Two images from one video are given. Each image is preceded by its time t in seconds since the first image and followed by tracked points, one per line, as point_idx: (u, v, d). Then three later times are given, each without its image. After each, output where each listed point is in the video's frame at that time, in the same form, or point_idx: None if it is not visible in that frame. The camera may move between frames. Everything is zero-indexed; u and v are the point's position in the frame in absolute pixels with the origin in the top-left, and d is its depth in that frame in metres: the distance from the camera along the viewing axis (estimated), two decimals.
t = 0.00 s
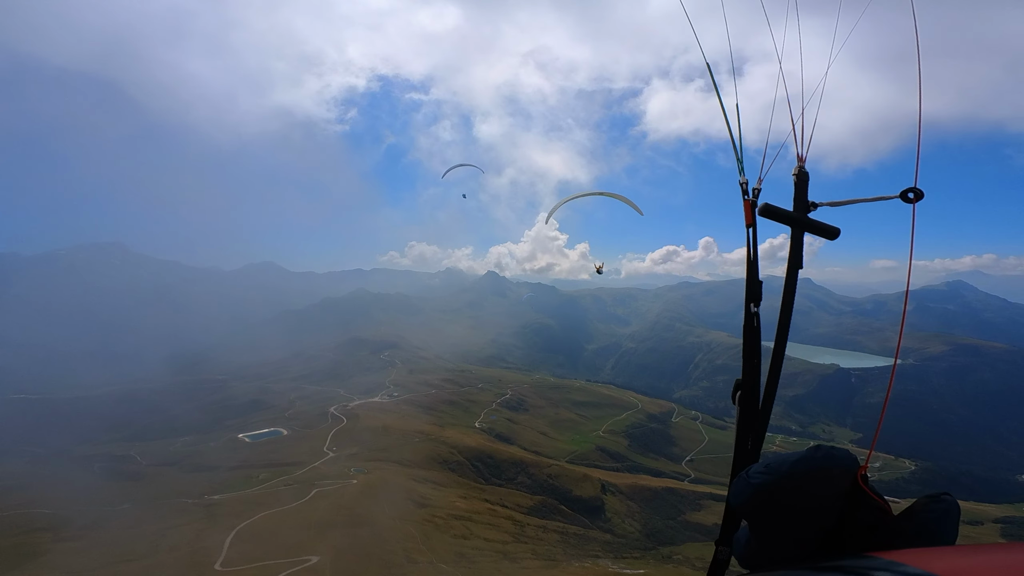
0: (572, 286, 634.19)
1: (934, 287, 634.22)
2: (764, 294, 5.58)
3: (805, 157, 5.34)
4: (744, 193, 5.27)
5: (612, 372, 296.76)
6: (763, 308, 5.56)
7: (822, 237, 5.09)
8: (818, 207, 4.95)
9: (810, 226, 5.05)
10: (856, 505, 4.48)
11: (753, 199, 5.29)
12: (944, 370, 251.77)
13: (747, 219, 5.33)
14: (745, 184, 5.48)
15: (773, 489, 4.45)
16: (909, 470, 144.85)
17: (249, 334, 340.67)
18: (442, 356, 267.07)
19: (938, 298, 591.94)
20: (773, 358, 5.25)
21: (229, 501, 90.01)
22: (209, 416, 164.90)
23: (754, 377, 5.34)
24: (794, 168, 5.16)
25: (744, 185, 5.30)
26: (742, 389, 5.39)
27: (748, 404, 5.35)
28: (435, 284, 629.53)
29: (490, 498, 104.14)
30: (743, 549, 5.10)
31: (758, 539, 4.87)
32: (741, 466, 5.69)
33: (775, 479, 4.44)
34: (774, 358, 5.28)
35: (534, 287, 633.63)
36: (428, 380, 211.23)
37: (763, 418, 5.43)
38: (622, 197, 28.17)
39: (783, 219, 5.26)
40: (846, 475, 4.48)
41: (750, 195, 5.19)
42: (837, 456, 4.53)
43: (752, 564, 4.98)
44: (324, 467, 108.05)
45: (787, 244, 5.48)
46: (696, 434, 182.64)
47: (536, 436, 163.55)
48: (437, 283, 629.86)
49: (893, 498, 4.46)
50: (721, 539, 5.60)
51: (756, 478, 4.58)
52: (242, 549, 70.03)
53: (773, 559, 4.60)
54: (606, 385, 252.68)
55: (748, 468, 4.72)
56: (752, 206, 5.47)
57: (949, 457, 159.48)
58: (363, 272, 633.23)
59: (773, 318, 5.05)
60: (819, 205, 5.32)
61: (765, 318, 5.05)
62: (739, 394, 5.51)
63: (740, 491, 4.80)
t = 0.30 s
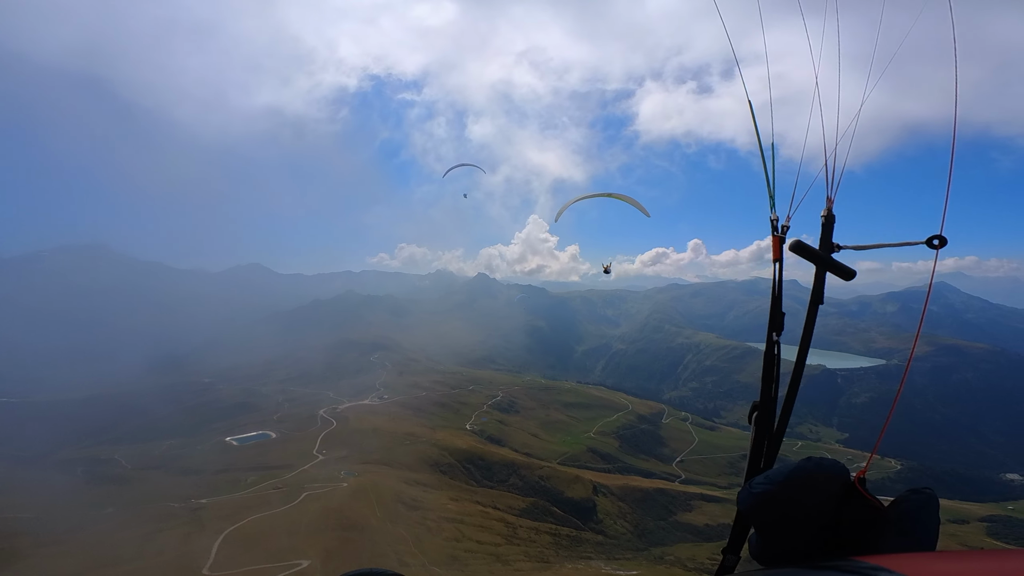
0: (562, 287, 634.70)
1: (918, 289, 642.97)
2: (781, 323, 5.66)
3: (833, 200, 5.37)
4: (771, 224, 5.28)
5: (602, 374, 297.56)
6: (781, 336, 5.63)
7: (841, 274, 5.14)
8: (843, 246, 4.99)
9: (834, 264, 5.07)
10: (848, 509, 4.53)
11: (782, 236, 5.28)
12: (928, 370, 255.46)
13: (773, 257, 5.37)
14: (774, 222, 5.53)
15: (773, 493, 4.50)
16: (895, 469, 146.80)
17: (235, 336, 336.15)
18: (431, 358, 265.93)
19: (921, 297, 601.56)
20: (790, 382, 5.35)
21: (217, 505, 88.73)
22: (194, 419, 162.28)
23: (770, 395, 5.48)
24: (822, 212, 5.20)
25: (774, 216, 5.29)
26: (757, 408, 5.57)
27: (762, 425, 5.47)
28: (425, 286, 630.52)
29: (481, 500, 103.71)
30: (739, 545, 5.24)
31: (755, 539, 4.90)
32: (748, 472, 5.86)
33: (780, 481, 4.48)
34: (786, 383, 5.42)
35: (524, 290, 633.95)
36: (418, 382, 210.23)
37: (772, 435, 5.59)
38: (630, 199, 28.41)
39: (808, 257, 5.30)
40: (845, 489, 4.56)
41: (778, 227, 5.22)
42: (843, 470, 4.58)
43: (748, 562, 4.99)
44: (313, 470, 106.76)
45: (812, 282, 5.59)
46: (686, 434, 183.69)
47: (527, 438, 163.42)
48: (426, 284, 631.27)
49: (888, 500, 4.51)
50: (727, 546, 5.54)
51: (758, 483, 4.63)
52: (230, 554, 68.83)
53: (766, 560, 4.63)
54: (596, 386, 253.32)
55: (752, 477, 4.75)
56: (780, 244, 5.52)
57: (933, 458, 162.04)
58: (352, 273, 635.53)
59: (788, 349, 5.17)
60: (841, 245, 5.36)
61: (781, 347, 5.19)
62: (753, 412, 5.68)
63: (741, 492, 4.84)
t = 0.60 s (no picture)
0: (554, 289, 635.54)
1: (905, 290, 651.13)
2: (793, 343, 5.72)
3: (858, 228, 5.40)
4: (796, 250, 5.29)
5: (594, 376, 298.25)
6: (792, 357, 5.67)
7: (862, 305, 5.21)
8: (864, 278, 5.06)
9: (854, 292, 5.14)
10: (838, 522, 4.68)
11: (805, 261, 5.25)
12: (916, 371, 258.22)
13: (796, 279, 5.42)
14: (797, 245, 5.51)
15: (785, 496, 4.55)
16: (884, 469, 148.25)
17: (225, 338, 333.37)
18: (424, 360, 265.28)
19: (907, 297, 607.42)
20: (800, 402, 5.44)
21: (207, 509, 87.72)
22: (184, 423, 160.52)
23: (771, 417, 5.50)
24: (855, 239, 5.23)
25: (796, 245, 5.31)
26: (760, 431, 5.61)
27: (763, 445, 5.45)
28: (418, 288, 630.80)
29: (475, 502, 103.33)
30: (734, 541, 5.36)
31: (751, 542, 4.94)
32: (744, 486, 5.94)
33: (781, 493, 4.58)
34: (796, 399, 5.44)
35: (516, 292, 634.37)
36: (411, 384, 209.60)
37: (777, 450, 5.63)
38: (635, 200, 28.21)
39: (827, 287, 5.41)
40: (848, 498, 4.65)
41: (804, 254, 5.22)
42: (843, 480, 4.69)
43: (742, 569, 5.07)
44: (305, 473, 105.77)
45: (828, 309, 5.62)
46: (678, 435, 184.38)
47: (520, 439, 163.30)
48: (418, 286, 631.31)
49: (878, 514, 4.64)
50: (719, 549, 5.66)
51: (764, 495, 4.71)
52: (222, 559, 67.81)
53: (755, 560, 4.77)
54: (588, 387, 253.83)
55: (760, 481, 4.80)
56: (800, 272, 5.56)
57: (921, 457, 163.83)
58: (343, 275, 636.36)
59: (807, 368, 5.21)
60: (862, 276, 5.40)
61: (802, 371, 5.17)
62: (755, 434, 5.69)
63: (742, 500, 4.91)
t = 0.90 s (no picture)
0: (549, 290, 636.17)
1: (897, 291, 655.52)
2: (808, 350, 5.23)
3: (885, 236, 4.94)
4: (816, 257, 4.88)
5: (589, 376, 298.49)
6: (801, 366, 5.18)
7: (884, 318, 4.81)
8: (885, 291, 4.71)
9: (876, 304, 4.78)
10: (839, 539, 4.37)
11: (825, 270, 4.86)
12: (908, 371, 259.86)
13: (812, 288, 4.98)
14: (816, 251, 5.00)
15: (790, 496, 4.26)
16: (877, 469, 149.02)
17: (218, 340, 331.69)
18: (418, 361, 264.73)
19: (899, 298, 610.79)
20: (804, 409, 5.05)
21: (199, 512, 86.74)
22: (176, 424, 159.10)
23: (771, 434, 5.19)
24: (880, 249, 4.85)
25: (818, 254, 4.90)
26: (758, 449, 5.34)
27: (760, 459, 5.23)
28: (412, 289, 632.05)
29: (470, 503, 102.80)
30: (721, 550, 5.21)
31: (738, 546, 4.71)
32: (739, 498, 5.59)
33: (776, 499, 4.21)
34: (803, 410, 5.10)
35: (511, 292, 634.90)
36: (405, 386, 209.01)
37: (777, 460, 5.35)
38: (636, 200, 27.79)
39: (846, 299, 5.07)
40: (845, 511, 4.33)
41: (825, 262, 4.78)
42: (849, 481, 4.35)
43: None
44: (298, 475, 104.88)
45: (847, 317, 5.22)
46: (673, 436, 184.55)
47: (516, 441, 162.96)
48: (413, 287, 632.55)
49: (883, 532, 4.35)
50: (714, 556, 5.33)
51: (763, 498, 4.33)
52: (214, 562, 67.07)
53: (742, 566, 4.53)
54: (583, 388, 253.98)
55: (758, 485, 4.46)
56: (819, 281, 5.14)
57: (913, 457, 164.85)
58: (338, 276, 634.54)
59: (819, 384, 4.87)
60: (884, 291, 5.01)
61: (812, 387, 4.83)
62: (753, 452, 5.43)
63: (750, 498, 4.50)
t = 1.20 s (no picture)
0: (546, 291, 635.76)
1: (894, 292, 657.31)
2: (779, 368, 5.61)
3: (868, 258, 5.13)
4: (800, 277, 5.14)
5: (587, 377, 298.94)
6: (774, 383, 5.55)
7: (861, 340, 5.14)
8: (862, 310, 5.02)
9: (852, 330, 5.06)
10: (812, 531, 5.01)
11: (808, 287, 5.11)
12: (904, 372, 261.24)
13: (790, 310, 5.33)
14: (796, 272, 5.25)
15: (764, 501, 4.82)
16: (873, 468, 149.68)
17: (214, 341, 330.74)
18: (416, 362, 264.41)
19: (894, 298, 612.77)
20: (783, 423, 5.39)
21: (196, 513, 86.39)
22: (174, 425, 158.56)
23: (748, 441, 5.45)
24: (863, 271, 5.07)
25: (798, 272, 5.20)
26: (729, 462, 5.59)
27: (740, 461, 5.46)
28: (410, 290, 631.87)
29: (469, 504, 102.65)
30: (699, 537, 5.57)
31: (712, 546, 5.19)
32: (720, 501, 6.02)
33: (761, 492, 4.99)
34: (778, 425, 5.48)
35: (509, 293, 634.70)
36: (403, 387, 208.73)
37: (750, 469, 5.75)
38: (639, 203, 27.97)
39: (825, 316, 5.33)
40: (819, 510, 4.98)
41: (804, 285, 5.06)
42: (835, 474, 5.10)
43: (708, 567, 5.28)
44: (296, 476, 104.60)
45: (828, 334, 5.44)
46: (671, 436, 184.92)
47: (514, 442, 162.95)
48: (411, 288, 632.60)
49: (857, 526, 4.94)
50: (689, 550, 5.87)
51: (747, 496, 5.01)
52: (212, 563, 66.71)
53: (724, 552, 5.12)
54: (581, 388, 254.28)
55: (745, 480, 5.18)
56: (800, 300, 5.47)
57: (909, 457, 165.67)
58: (335, 277, 633.40)
59: (799, 394, 5.20)
60: (866, 313, 5.26)
61: (797, 397, 5.11)
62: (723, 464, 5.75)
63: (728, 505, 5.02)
